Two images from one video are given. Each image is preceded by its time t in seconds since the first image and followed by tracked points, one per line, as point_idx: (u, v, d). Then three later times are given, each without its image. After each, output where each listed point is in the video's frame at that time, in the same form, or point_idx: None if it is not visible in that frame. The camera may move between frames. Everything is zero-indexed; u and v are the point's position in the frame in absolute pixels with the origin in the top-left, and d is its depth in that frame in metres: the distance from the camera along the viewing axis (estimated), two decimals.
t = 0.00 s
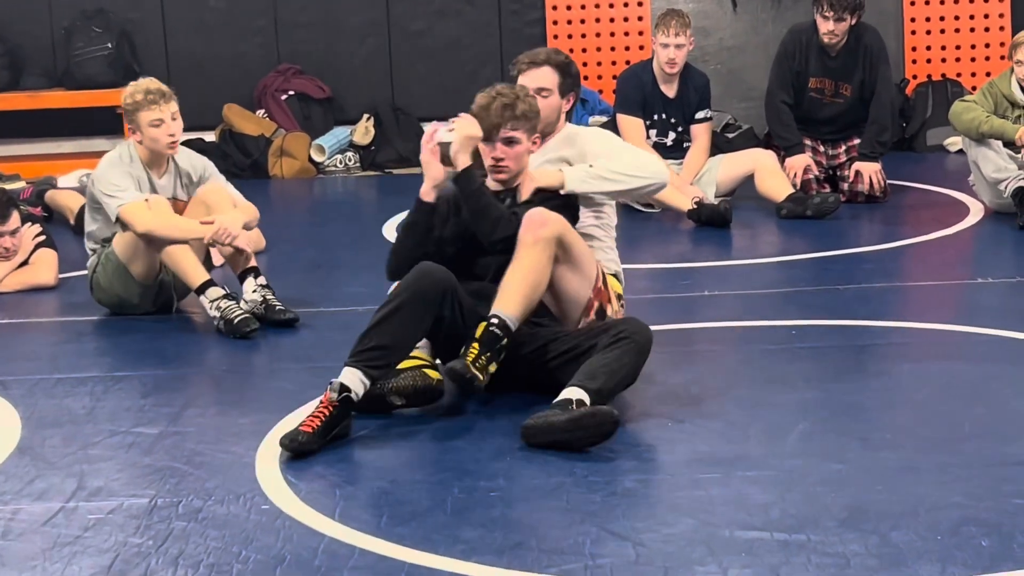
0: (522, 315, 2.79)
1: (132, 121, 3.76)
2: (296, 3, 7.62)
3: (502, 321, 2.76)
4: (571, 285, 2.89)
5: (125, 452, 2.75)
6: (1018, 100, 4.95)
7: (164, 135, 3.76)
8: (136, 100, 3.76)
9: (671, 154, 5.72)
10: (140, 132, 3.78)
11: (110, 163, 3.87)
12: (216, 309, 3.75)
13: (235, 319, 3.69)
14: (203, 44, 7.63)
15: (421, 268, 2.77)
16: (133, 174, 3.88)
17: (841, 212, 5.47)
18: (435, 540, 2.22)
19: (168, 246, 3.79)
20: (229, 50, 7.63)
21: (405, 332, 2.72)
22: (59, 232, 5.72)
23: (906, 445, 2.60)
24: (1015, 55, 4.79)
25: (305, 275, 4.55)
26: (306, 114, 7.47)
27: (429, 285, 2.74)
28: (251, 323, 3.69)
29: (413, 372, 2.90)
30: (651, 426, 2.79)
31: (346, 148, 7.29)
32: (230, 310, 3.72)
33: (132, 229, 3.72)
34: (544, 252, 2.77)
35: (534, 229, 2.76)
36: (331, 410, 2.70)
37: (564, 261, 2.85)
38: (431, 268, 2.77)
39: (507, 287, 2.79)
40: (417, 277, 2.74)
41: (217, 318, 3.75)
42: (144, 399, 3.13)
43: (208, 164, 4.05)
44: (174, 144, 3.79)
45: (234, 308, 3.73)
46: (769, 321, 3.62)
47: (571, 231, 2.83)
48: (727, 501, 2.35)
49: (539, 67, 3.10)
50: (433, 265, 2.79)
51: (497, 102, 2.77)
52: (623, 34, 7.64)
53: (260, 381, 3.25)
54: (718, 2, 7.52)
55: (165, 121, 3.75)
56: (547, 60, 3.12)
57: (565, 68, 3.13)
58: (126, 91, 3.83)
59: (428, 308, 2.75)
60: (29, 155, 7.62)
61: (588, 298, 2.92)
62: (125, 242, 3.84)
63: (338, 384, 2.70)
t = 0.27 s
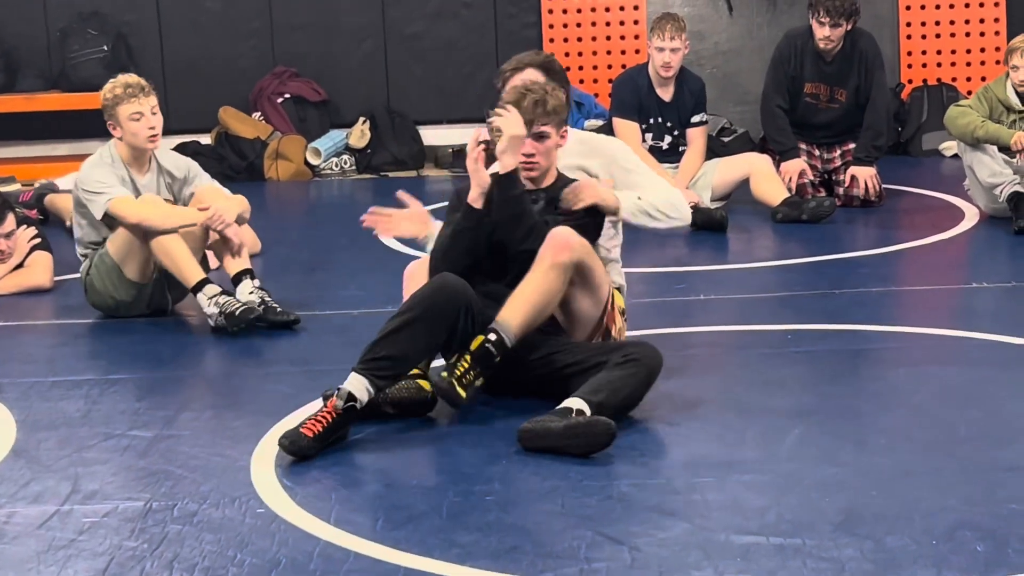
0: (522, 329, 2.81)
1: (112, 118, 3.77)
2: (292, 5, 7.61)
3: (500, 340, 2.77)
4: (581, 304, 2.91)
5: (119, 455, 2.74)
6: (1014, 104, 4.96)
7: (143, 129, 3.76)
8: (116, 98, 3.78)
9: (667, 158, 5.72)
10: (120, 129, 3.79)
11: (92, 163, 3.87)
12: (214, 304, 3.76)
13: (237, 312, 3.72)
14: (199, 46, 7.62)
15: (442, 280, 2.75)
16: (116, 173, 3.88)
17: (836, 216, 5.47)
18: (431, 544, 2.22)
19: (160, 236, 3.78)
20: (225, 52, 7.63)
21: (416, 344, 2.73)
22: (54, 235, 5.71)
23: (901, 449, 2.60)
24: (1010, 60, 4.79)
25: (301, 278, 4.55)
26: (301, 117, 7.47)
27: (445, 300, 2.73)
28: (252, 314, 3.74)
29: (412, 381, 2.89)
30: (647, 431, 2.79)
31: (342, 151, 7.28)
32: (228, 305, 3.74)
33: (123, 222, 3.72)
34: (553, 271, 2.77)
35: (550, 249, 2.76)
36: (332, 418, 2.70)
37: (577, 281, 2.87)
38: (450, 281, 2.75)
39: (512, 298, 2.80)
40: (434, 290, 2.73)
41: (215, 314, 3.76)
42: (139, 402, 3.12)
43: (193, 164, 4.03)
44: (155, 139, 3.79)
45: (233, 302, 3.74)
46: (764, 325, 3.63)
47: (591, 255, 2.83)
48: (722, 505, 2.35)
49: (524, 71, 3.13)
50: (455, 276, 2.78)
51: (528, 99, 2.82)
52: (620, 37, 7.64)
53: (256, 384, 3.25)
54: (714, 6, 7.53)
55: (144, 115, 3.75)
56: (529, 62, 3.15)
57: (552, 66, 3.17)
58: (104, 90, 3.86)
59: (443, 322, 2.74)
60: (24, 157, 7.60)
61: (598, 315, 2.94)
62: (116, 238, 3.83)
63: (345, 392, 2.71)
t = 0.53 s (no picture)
0: (530, 354, 2.88)
1: (105, 129, 3.76)
2: (287, 12, 7.62)
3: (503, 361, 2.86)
4: (588, 326, 2.93)
5: (113, 462, 2.74)
6: (1008, 114, 4.97)
7: (137, 140, 3.74)
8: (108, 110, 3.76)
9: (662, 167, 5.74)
10: (112, 141, 3.78)
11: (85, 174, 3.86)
12: (211, 315, 3.77)
13: (234, 326, 3.71)
14: (194, 53, 7.63)
15: (436, 256, 2.77)
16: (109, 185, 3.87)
17: (830, 225, 5.48)
18: (424, 552, 2.22)
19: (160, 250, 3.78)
20: (220, 59, 7.63)
21: (427, 323, 2.73)
22: (49, 241, 5.70)
23: (896, 458, 2.61)
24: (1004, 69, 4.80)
25: (295, 285, 4.55)
26: (296, 124, 7.49)
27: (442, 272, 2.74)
28: (252, 331, 3.71)
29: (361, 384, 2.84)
30: (641, 439, 2.79)
31: (337, 158, 7.28)
32: (226, 316, 3.74)
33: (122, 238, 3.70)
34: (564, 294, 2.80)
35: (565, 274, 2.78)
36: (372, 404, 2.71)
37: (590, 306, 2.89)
38: (444, 257, 2.77)
39: (526, 321, 2.86)
40: (431, 265, 2.74)
41: (212, 325, 3.76)
42: (133, 409, 3.12)
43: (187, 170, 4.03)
44: (148, 150, 3.78)
45: (230, 314, 3.74)
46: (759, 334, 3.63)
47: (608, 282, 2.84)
48: (715, 514, 2.35)
49: (510, 88, 3.01)
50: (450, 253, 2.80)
51: (547, 104, 2.77)
52: (615, 45, 7.66)
53: (250, 391, 3.24)
54: (709, 15, 7.55)
55: (137, 127, 3.74)
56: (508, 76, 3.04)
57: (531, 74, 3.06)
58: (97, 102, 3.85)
59: (446, 295, 2.75)
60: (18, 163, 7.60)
61: (604, 341, 2.96)
62: (118, 252, 3.82)
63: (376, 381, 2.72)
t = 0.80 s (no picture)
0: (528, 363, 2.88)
1: (98, 134, 3.76)
2: (282, 16, 7.63)
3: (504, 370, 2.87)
4: (586, 340, 2.96)
5: (105, 466, 2.74)
6: (1001, 121, 4.99)
7: (130, 146, 3.74)
8: (102, 114, 3.75)
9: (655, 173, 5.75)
10: (107, 146, 3.77)
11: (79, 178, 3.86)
12: (202, 320, 3.77)
13: (226, 331, 3.71)
14: (188, 58, 7.62)
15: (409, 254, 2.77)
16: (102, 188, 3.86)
17: (823, 231, 5.49)
18: (417, 556, 2.22)
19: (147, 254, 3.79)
20: (214, 64, 7.63)
21: (410, 322, 2.73)
22: (42, 245, 5.70)
23: (888, 464, 2.62)
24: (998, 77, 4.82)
25: (289, 290, 4.55)
26: (291, 129, 7.49)
27: (415, 268, 2.74)
28: (243, 334, 3.71)
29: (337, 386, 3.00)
30: (632, 444, 2.79)
31: (331, 163, 7.29)
32: (217, 321, 3.74)
33: (110, 238, 3.70)
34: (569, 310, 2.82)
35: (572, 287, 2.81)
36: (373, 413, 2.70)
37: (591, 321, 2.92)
38: (416, 254, 2.77)
39: (525, 333, 2.87)
40: (404, 264, 2.75)
41: (203, 330, 3.76)
42: (126, 413, 3.12)
43: (180, 176, 4.03)
44: (142, 156, 3.78)
45: (222, 320, 3.74)
46: (752, 339, 3.64)
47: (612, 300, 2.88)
48: (708, 519, 2.35)
49: (522, 89, 3.17)
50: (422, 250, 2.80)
51: (543, 116, 2.80)
52: (609, 52, 7.66)
53: (243, 396, 3.24)
54: (703, 21, 7.57)
55: (131, 133, 3.74)
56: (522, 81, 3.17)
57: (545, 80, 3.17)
58: (91, 106, 3.83)
59: (423, 291, 2.75)
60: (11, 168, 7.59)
61: (603, 352, 2.98)
62: (103, 255, 3.84)
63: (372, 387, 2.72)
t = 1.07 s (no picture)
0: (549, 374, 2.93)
1: (93, 133, 3.74)
2: (278, 19, 7.63)
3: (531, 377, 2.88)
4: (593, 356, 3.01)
5: (99, 468, 2.73)
6: (996, 127, 5.00)
7: (124, 146, 3.74)
8: (97, 114, 3.74)
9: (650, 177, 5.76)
10: (101, 146, 3.77)
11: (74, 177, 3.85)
12: (198, 324, 3.76)
13: (220, 335, 3.70)
14: (184, 60, 7.62)
15: (422, 262, 2.74)
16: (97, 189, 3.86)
17: (818, 236, 5.50)
18: (410, 559, 2.22)
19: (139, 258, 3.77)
20: (210, 66, 7.63)
21: (420, 327, 2.72)
22: (36, 247, 5.69)
23: (882, 468, 2.62)
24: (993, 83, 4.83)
25: (283, 293, 4.55)
26: (286, 132, 7.48)
27: (427, 277, 2.72)
28: (236, 338, 3.70)
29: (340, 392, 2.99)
30: (626, 448, 2.79)
31: (326, 166, 7.29)
32: (214, 324, 3.73)
33: (99, 241, 3.69)
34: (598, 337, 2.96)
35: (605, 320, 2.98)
36: (382, 417, 2.71)
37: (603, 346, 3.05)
38: (430, 260, 2.74)
39: (559, 344, 2.92)
40: (416, 271, 2.72)
41: (200, 334, 3.76)
42: (120, 415, 3.11)
43: (174, 176, 4.01)
44: (136, 157, 3.78)
45: (218, 322, 3.74)
46: (747, 344, 3.64)
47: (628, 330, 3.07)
48: (702, 523, 2.36)
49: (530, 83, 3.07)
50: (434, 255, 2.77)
51: (544, 131, 2.69)
52: (604, 56, 7.67)
53: (237, 398, 3.24)
54: (699, 26, 7.58)
55: (126, 133, 3.74)
56: (534, 75, 3.07)
57: (557, 79, 3.09)
58: (87, 105, 3.82)
59: (435, 299, 2.73)
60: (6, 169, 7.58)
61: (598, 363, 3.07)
62: (93, 259, 3.84)
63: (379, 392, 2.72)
